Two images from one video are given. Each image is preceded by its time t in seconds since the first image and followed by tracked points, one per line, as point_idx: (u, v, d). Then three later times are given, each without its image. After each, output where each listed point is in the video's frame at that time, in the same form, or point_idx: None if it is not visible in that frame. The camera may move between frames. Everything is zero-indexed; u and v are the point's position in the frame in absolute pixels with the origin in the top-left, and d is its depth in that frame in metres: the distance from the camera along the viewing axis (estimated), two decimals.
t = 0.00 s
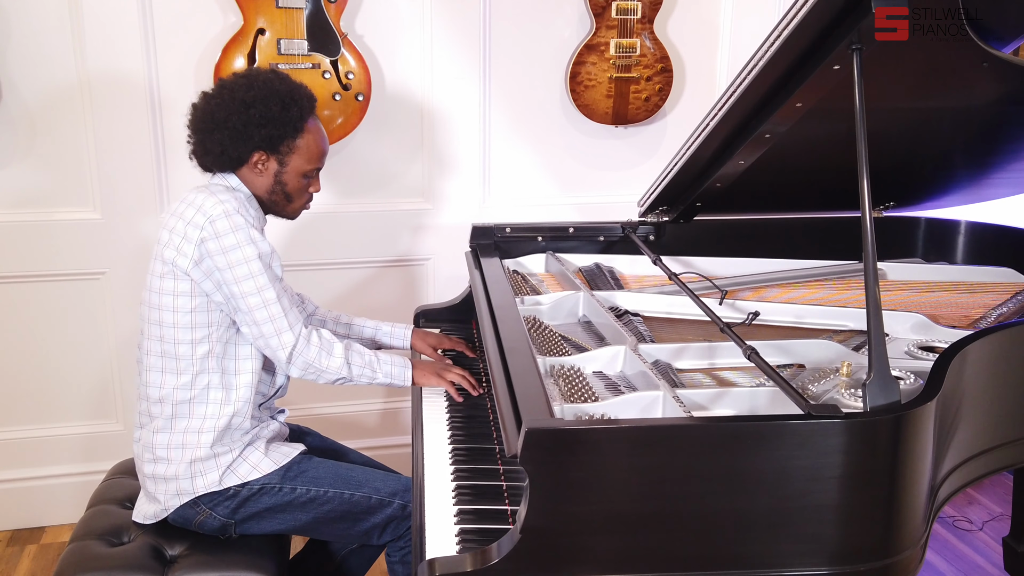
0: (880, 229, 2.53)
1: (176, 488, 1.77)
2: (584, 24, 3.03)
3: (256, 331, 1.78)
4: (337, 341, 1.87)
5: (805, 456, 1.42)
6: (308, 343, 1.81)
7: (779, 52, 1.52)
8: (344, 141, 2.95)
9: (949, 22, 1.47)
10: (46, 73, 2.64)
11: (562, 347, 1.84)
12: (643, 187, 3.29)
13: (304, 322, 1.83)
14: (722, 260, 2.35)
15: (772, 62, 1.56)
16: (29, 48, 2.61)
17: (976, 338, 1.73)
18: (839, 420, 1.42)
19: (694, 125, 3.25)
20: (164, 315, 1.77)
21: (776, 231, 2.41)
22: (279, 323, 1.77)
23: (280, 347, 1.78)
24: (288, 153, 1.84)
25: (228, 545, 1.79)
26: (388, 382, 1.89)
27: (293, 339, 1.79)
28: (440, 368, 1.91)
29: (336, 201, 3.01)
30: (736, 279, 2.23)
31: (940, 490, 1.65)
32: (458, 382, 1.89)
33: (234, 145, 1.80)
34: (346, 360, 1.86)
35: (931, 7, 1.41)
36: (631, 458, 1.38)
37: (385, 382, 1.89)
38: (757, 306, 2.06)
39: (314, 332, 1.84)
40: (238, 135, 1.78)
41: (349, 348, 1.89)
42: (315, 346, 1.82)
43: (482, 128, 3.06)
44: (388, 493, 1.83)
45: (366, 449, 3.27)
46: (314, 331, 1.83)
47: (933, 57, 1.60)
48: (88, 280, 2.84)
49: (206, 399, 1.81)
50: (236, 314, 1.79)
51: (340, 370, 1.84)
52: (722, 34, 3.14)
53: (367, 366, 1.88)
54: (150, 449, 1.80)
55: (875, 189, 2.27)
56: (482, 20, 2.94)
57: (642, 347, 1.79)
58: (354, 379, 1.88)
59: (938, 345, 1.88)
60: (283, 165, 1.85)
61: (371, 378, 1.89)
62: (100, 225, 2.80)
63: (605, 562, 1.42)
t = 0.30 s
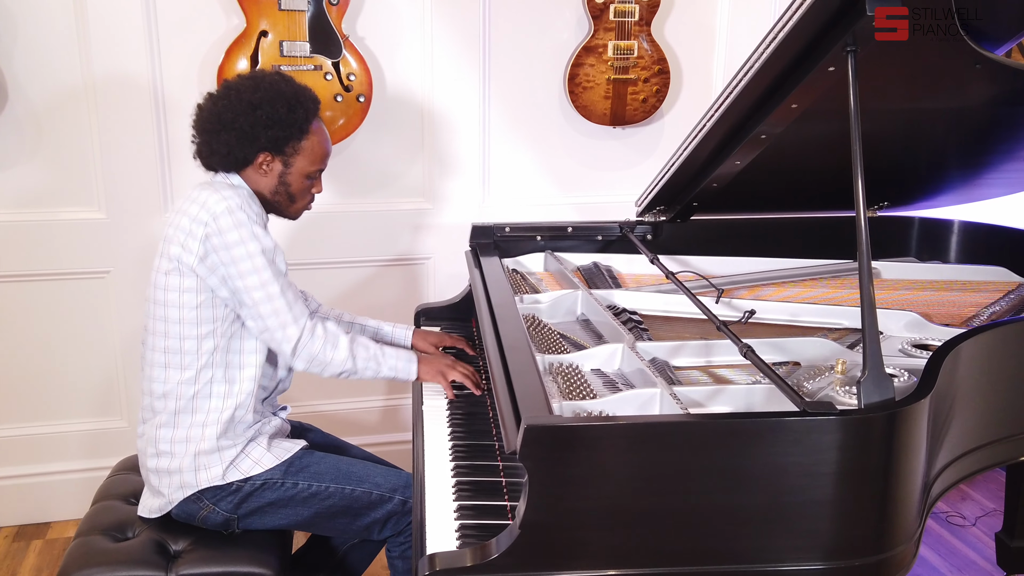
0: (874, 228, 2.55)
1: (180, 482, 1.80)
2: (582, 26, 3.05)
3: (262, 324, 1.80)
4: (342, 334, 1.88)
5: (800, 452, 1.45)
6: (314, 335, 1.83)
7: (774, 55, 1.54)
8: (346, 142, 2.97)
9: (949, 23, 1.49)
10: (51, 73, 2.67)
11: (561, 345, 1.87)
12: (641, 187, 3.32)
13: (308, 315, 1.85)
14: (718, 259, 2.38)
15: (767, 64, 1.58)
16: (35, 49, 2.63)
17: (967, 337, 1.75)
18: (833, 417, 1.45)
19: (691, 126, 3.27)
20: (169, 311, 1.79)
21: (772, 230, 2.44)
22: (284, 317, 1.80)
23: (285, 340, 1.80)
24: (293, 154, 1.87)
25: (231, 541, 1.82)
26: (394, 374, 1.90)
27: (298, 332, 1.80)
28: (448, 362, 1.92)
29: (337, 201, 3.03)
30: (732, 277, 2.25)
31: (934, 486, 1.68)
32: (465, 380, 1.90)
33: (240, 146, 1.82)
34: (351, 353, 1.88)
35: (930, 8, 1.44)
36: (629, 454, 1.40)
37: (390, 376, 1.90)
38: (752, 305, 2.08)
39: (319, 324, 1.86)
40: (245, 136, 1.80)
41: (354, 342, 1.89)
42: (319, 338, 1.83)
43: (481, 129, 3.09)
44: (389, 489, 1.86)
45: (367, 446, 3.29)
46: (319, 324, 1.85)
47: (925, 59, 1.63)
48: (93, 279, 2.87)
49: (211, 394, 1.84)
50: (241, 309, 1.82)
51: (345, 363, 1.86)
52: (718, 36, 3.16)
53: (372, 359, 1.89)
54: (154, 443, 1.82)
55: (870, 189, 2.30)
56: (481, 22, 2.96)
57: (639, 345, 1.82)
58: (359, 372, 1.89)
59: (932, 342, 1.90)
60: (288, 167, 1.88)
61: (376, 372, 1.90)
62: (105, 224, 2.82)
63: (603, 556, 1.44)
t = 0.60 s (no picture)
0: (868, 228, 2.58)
1: (184, 481, 1.84)
2: (581, 28, 3.08)
3: (258, 330, 1.82)
4: (338, 338, 1.91)
5: (795, 449, 1.47)
6: (309, 340, 1.86)
7: (770, 56, 1.57)
8: (347, 143, 3.00)
9: (948, 23, 1.51)
10: (56, 74, 2.69)
11: (559, 343, 1.89)
12: (638, 187, 3.34)
13: (304, 320, 1.88)
14: (715, 258, 2.40)
15: (763, 65, 1.60)
16: (39, 50, 2.65)
17: (961, 335, 1.77)
18: (828, 414, 1.47)
19: (688, 127, 3.30)
20: (169, 315, 1.83)
21: (768, 230, 2.46)
22: (279, 323, 1.82)
23: (281, 346, 1.83)
24: (288, 150, 1.88)
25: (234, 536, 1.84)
26: (389, 379, 1.93)
27: (294, 337, 1.83)
28: (441, 363, 1.95)
29: (339, 201, 3.06)
30: (729, 276, 2.27)
31: (928, 481, 1.70)
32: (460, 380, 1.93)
33: (236, 144, 1.84)
34: (347, 357, 1.91)
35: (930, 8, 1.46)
36: (628, 450, 1.42)
37: (386, 380, 1.94)
38: (748, 303, 2.10)
39: (315, 329, 1.89)
40: (239, 134, 1.83)
41: (350, 346, 1.93)
42: (316, 343, 1.86)
43: (480, 130, 3.11)
44: (390, 484, 1.88)
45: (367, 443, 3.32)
46: (315, 329, 1.88)
47: (919, 61, 1.65)
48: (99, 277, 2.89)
49: (212, 396, 1.87)
50: (238, 314, 1.84)
51: (341, 367, 1.89)
52: (715, 37, 3.19)
53: (368, 363, 1.93)
54: (158, 443, 1.87)
55: (864, 189, 2.32)
56: (481, 24, 2.99)
57: (637, 343, 1.84)
58: (356, 376, 1.93)
59: (925, 340, 1.93)
60: (284, 163, 1.90)
61: (372, 376, 1.93)
62: (110, 223, 2.85)
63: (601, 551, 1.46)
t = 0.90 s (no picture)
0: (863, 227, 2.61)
1: (188, 478, 1.87)
2: (579, 30, 3.10)
3: (262, 333, 1.85)
4: (341, 338, 1.94)
5: (791, 445, 1.49)
6: (313, 342, 1.88)
7: (767, 57, 1.59)
8: (349, 143, 3.02)
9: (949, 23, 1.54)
10: (60, 74, 2.71)
11: (558, 341, 1.92)
12: (635, 187, 3.37)
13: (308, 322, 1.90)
14: (712, 257, 2.43)
15: (759, 67, 1.62)
16: (44, 51, 2.68)
17: (954, 332, 1.79)
18: (823, 410, 1.49)
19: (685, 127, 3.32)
20: (173, 315, 1.86)
21: (765, 229, 2.49)
22: (284, 326, 1.84)
23: (285, 348, 1.85)
24: (290, 150, 1.91)
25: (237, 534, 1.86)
26: (394, 375, 1.96)
27: (298, 340, 1.86)
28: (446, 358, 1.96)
29: (340, 201, 3.08)
30: (725, 275, 2.30)
31: (922, 477, 1.72)
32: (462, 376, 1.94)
33: (239, 145, 1.87)
34: (351, 357, 1.93)
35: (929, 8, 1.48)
36: (626, 447, 1.44)
37: (390, 376, 1.96)
38: (745, 302, 2.13)
39: (318, 331, 1.92)
40: (242, 135, 1.86)
41: (354, 344, 1.96)
42: (319, 345, 1.89)
43: (480, 131, 3.13)
44: (391, 481, 1.91)
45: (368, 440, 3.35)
46: (318, 331, 1.91)
47: (912, 63, 1.68)
48: (104, 276, 2.92)
49: (216, 396, 1.90)
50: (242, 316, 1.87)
51: (345, 366, 1.92)
52: (711, 39, 3.21)
53: (371, 360, 1.95)
54: (161, 441, 1.90)
55: (859, 189, 2.35)
56: (481, 26, 3.01)
57: (635, 341, 1.87)
58: (360, 373, 1.96)
59: (919, 338, 1.96)
60: (286, 163, 1.92)
61: (376, 373, 1.96)
62: (114, 223, 2.87)
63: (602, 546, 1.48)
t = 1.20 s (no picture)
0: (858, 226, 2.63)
1: (191, 475, 1.91)
2: (578, 32, 3.13)
3: (263, 332, 1.87)
4: (341, 338, 1.96)
5: (787, 443, 1.50)
6: (313, 341, 1.90)
7: (762, 59, 1.61)
8: (350, 144, 3.05)
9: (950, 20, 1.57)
10: (65, 74, 2.74)
11: (557, 338, 1.94)
12: (633, 187, 3.39)
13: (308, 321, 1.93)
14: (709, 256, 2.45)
15: (755, 68, 1.64)
16: (49, 51, 2.70)
17: (947, 330, 1.81)
18: (819, 407, 1.50)
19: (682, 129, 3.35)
20: (174, 316, 1.88)
21: (761, 229, 2.51)
22: (284, 325, 1.87)
23: (286, 347, 1.88)
24: (283, 149, 1.93)
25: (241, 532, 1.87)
26: (392, 376, 1.97)
27: (298, 339, 1.88)
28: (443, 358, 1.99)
29: (342, 200, 3.11)
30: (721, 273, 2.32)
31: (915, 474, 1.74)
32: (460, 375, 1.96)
33: (231, 144, 1.89)
34: (350, 356, 1.95)
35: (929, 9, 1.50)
36: (628, 444, 1.46)
37: (389, 377, 1.98)
38: (741, 300, 2.16)
39: (319, 330, 1.94)
40: (234, 134, 1.88)
41: (353, 344, 1.98)
42: (318, 344, 1.91)
43: (479, 132, 3.16)
44: (393, 478, 1.96)
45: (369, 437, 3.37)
46: (318, 330, 1.93)
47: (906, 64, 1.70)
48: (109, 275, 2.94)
49: (217, 396, 1.93)
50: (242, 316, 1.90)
51: (344, 366, 1.94)
52: (708, 41, 3.24)
53: (370, 361, 1.97)
54: (163, 440, 1.93)
55: (854, 190, 2.37)
56: (481, 28, 3.04)
57: (633, 339, 1.89)
58: (359, 373, 1.98)
59: (913, 336, 1.98)
60: (280, 161, 1.94)
61: (375, 373, 1.98)
62: (118, 222, 2.89)
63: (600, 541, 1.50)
